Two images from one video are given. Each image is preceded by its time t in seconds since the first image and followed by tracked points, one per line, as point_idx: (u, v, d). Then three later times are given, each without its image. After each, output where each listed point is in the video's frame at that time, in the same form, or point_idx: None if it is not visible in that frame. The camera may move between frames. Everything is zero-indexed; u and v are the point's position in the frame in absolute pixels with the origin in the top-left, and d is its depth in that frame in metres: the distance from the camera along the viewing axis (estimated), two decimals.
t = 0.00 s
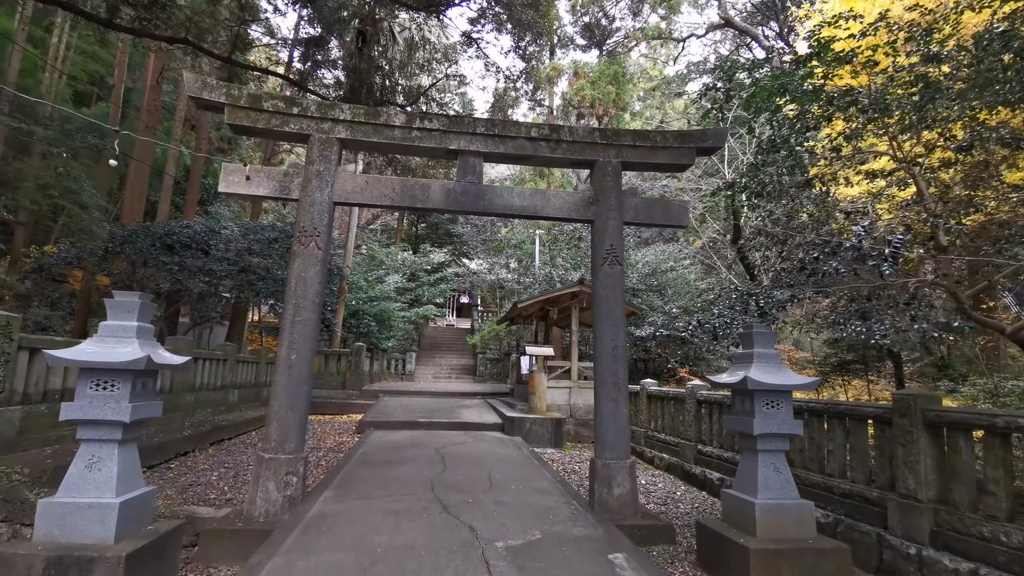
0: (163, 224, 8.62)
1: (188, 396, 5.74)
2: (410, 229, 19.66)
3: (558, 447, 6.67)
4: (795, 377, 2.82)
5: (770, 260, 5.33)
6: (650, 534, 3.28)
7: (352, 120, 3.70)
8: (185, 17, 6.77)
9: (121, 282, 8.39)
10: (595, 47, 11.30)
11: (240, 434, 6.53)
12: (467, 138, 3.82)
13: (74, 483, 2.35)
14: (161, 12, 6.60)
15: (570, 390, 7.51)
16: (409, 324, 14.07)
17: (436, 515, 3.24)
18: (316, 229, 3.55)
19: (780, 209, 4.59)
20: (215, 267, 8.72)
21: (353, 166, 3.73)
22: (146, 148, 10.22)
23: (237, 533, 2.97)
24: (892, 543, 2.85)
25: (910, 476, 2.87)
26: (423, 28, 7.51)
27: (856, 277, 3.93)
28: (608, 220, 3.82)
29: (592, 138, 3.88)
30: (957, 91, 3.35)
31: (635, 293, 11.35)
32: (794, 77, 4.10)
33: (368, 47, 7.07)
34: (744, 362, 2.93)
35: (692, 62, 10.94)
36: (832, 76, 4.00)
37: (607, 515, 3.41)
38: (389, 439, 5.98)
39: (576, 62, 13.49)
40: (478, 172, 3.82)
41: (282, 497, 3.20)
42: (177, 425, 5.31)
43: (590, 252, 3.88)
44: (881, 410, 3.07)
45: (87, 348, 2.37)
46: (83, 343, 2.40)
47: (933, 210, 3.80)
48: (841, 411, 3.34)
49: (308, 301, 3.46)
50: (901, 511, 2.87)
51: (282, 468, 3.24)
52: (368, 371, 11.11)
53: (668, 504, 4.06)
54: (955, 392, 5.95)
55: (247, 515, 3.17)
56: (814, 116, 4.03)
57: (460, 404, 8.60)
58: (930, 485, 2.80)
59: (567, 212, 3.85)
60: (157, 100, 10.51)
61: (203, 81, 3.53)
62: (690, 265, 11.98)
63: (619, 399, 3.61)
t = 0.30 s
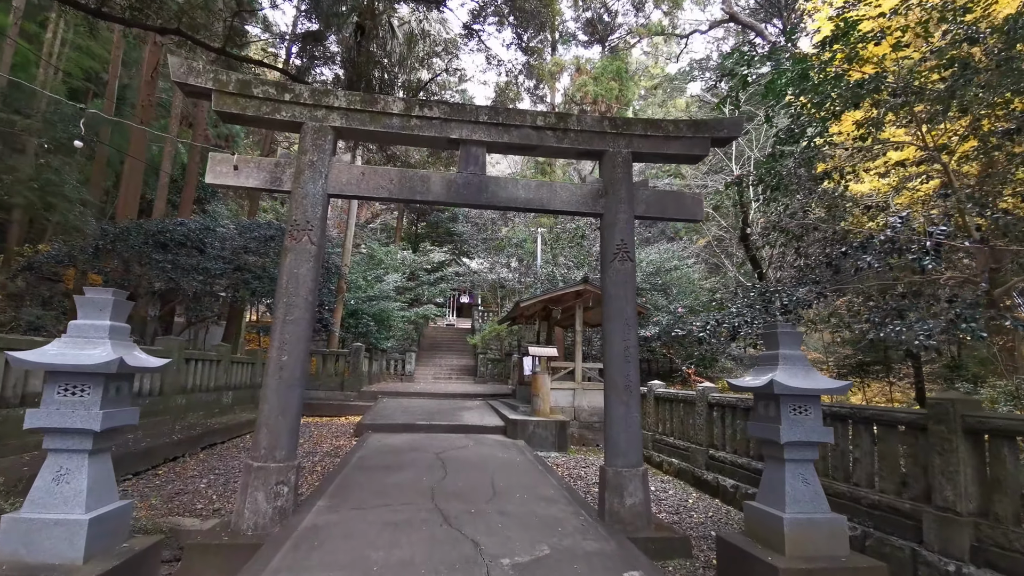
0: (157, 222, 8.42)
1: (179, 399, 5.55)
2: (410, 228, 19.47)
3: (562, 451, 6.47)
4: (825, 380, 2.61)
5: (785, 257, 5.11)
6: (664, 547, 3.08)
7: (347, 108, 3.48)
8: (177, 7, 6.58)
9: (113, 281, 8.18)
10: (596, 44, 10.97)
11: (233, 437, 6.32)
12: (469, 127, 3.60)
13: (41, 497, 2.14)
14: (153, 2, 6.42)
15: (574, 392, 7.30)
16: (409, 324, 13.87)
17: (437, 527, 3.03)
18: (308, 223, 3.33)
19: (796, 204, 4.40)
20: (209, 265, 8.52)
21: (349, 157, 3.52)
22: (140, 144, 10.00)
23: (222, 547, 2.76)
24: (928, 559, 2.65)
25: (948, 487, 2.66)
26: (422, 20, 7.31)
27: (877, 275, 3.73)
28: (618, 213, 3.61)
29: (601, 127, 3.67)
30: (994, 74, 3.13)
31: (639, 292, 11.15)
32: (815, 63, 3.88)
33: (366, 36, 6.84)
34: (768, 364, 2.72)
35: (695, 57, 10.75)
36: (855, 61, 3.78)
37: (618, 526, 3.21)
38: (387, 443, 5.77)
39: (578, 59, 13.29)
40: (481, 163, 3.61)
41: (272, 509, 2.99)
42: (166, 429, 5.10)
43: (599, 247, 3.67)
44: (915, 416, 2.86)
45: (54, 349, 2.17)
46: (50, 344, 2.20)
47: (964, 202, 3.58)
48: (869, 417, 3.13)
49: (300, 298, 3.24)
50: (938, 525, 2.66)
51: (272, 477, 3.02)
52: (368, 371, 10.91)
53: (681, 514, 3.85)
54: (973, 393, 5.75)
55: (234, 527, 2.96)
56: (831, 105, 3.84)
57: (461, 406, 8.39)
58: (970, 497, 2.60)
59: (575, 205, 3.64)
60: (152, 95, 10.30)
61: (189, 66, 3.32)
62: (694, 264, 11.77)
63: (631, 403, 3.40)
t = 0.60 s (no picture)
0: (151, 218, 8.21)
1: (170, 400, 5.34)
2: (410, 226, 19.25)
3: (568, 454, 6.27)
4: (864, 382, 2.39)
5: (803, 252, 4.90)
6: (685, 561, 2.87)
7: (345, 91, 3.26)
8: None
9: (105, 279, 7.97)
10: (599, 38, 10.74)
11: (228, 440, 6.11)
12: (474, 112, 3.39)
13: (4, 512, 1.93)
14: None
15: (580, 393, 7.08)
16: (409, 324, 13.67)
17: (441, 540, 2.81)
18: (303, 213, 3.12)
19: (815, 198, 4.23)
20: (205, 263, 8.31)
21: (346, 143, 3.31)
22: (135, 140, 9.78)
23: (209, 563, 2.54)
24: None
25: (996, 499, 2.45)
26: (423, 10, 7.10)
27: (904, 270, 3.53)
28: (632, 204, 3.40)
29: (613, 113, 3.45)
30: None
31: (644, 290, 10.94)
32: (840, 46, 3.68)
33: (365, 27, 6.64)
34: (800, 364, 2.51)
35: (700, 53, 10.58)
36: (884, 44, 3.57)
37: (635, 539, 3.00)
38: (387, 446, 5.56)
39: (582, 54, 13.08)
40: (487, 150, 3.40)
41: (262, 521, 2.77)
42: (156, 433, 4.89)
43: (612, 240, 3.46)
44: (957, 420, 2.65)
45: (18, 348, 1.95)
46: (13, 343, 1.99)
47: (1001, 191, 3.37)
48: (905, 422, 2.92)
49: (293, 294, 3.03)
50: (984, 540, 2.45)
51: (263, 486, 2.81)
52: (368, 371, 10.70)
53: (698, 523, 3.65)
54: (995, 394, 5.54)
55: (222, 541, 2.75)
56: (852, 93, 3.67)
57: (463, 407, 8.19)
58: (1021, 509, 2.38)
59: (586, 195, 3.43)
60: (148, 89, 10.07)
61: (175, 46, 3.11)
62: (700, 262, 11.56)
63: (648, 406, 3.18)
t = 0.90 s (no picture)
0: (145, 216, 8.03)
1: (163, 403, 5.18)
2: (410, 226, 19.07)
3: (573, 459, 6.09)
4: (903, 388, 2.21)
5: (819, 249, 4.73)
6: None
7: (343, 79, 3.08)
8: None
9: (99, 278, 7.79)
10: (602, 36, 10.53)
11: (223, 444, 5.93)
12: (479, 102, 3.21)
13: None
14: None
15: (585, 395, 6.90)
16: (409, 324, 13.49)
17: (445, 557, 2.63)
18: (298, 208, 2.94)
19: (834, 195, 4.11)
20: (201, 262, 8.13)
21: (345, 134, 3.14)
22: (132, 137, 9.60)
23: None
24: None
25: None
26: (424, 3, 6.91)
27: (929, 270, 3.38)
28: (646, 198, 3.23)
29: (626, 103, 3.27)
30: None
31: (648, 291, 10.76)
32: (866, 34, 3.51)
33: (365, 22, 6.48)
34: (832, 369, 2.33)
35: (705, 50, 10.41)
36: (912, 30, 3.41)
37: (650, 553, 2.82)
38: (388, 450, 5.39)
39: (584, 51, 12.91)
40: (493, 142, 3.23)
41: (254, 535, 2.59)
42: (147, 438, 4.71)
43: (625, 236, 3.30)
44: (998, 428, 2.47)
45: None
46: None
47: None
48: (938, 429, 2.75)
49: (288, 293, 2.85)
50: None
51: (255, 498, 2.63)
52: (367, 373, 10.51)
53: (714, 535, 3.47)
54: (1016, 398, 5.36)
55: (211, 557, 2.57)
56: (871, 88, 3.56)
57: (464, 410, 8.01)
58: None
59: (597, 189, 3.25)
60: (145, 85, 9.90)
61: (163, 30, 2.93)
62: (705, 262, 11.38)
63: (663, 412, 3.00)
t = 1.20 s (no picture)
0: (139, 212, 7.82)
1: (152, 403, 4.99)
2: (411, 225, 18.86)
3: (578, 462, 5.89)
4: (952, 389, 2.01)
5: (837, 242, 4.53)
6: None
7: (339, 57, 2.88)
8: None
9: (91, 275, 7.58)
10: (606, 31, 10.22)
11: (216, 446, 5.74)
12: (484, 82, 3.01)
13: None
14: None
15: (590, 396, 6.70)
16: (409, 323, 13.28)
17: (447, 571, 2.42)
18: (290, 194, 2.73)
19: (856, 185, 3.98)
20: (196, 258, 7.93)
21: (341, 117, 2.94)
22: (127, 131, 9.39)
23: None
24: None
25: None
26: None
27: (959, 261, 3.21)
28: (662, 184, 3.03)
29: (640, 84, 3.07)
30: None
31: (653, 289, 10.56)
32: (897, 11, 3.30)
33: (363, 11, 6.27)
34: (872, 367, 2.13)
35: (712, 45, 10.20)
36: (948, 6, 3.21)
37: (668, 566, 2.62)
38: (387, 452, 5.18)
39: (588, 46, 12.69)
40: (499, 125, 3.04)
41: (239, 548, 2.39)
42: (135, 440, 4.51)
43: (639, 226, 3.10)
44: None
45: None
46: None
47: None
48: (980, 432, 2.55)
49: (278, 285, 2.65)
50: None
51: (241, 508, 2.43)
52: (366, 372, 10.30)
53: (733, 544, 3.27)
54: None
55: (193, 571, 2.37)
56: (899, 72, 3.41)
57: (466, 410, 7.81)
58: None
59: (610, 175, 3.04)
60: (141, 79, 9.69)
61: (145, 4, 2.73)
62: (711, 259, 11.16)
63: (681, 413, 2.80)
